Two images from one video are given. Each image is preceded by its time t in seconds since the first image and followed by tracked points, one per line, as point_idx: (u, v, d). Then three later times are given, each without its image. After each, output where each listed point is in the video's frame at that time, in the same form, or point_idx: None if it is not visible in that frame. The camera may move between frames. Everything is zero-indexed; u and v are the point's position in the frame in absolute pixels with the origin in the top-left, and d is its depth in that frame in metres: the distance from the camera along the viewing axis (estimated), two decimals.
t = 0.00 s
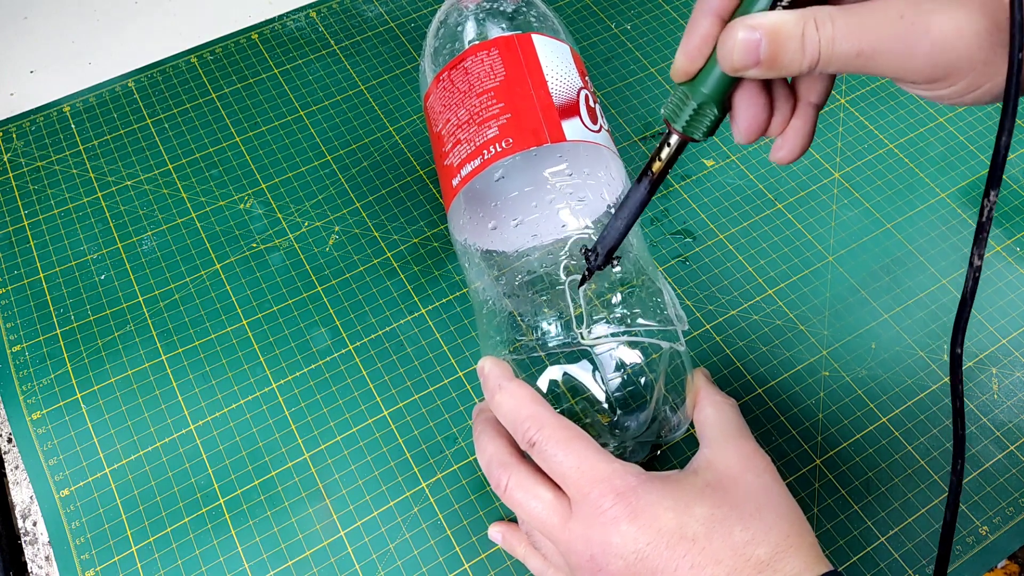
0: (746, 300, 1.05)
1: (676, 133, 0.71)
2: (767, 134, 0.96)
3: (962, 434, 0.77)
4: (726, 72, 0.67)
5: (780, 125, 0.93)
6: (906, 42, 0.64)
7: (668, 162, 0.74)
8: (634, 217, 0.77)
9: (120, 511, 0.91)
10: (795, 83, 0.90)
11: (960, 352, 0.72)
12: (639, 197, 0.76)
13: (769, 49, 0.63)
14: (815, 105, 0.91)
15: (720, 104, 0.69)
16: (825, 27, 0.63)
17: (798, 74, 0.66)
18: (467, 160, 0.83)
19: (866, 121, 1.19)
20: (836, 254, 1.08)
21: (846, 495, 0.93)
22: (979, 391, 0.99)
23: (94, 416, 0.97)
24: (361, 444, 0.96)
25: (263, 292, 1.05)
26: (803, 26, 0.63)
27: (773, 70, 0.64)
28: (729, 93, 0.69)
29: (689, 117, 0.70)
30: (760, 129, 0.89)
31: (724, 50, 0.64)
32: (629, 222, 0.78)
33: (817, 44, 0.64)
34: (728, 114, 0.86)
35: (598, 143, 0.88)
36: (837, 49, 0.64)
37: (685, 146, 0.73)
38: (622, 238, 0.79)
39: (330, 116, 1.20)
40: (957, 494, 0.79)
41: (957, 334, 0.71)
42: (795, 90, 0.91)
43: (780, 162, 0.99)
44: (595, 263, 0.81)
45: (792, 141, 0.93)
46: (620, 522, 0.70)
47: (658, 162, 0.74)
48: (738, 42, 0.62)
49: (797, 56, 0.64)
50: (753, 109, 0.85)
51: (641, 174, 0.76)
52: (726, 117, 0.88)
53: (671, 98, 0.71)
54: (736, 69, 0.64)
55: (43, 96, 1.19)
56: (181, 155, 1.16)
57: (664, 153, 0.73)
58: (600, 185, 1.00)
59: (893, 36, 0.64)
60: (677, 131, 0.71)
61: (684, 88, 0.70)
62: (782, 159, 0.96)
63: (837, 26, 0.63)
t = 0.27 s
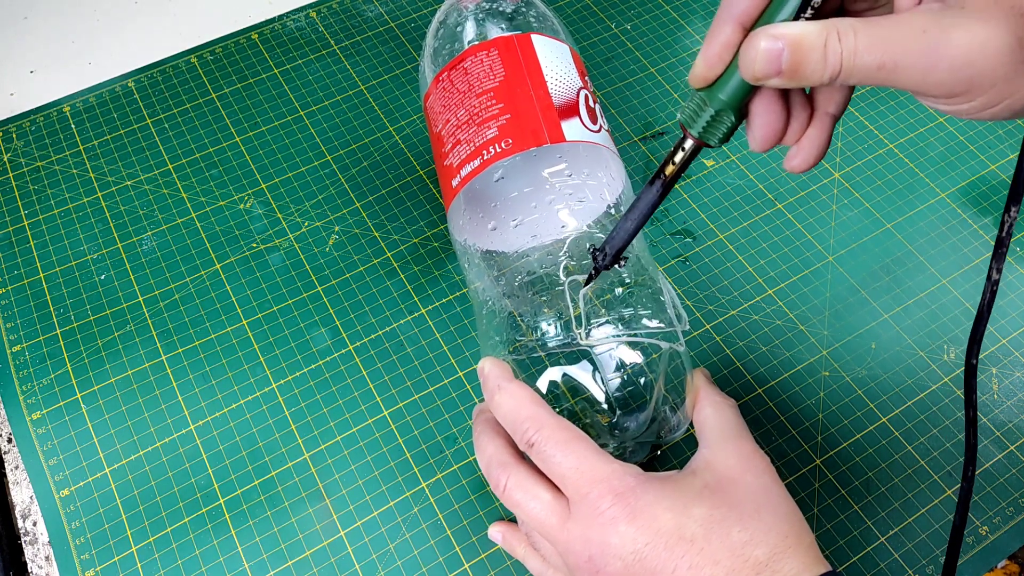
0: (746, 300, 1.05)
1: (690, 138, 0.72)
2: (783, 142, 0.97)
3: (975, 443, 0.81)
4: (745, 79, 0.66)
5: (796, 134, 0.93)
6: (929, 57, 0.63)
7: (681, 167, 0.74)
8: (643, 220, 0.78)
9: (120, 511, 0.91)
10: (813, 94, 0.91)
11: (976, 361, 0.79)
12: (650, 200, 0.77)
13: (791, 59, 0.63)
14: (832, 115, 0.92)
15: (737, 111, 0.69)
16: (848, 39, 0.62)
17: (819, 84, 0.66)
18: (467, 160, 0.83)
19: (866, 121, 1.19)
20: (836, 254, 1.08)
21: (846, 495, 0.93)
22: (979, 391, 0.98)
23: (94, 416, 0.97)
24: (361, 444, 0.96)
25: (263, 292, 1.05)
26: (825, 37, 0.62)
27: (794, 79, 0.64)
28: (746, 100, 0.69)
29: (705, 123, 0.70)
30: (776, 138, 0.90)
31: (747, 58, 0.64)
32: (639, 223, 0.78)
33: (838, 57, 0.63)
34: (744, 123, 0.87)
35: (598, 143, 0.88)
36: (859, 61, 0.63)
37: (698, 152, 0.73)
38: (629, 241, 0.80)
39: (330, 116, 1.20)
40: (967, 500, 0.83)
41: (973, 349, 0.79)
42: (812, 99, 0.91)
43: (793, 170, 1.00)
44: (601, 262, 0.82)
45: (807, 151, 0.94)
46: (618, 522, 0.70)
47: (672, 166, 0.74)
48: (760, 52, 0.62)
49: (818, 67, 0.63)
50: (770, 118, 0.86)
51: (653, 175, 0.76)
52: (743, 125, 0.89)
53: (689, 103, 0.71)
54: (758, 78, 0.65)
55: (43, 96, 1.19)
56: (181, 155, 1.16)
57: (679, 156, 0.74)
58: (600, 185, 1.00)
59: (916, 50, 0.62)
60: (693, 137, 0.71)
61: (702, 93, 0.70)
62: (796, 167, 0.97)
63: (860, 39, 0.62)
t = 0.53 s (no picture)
0: (746, 300, 1.05)
1: (707, 118, 0.72)
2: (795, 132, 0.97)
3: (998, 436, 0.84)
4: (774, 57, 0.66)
5: (810, 125, 0.94)
6: (963, 47, 0.64)
7: (693, 147, 0.75)
8: (650, 200, 0.78)
9: (120, 511, 0.91)
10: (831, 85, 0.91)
11: (1003, 357, 0.83)
12: (659, 181, 0.76)
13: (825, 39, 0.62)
14: (847, 110, 0.92)
15: (758, 94, 0.69)
16: (882, 24, 0.63)
17: (850, 69, 0.66)
18: (433, 172, 0.84)
19: (866, 121, 1.19)
20: (836, 254, 1.08)
21: (846, 495, 0.93)
22: (980, 390, 0.98)
23: (94, 416, 0.97)
24: (361, 444, 0.96)
25: (263, 292, 1.05)
26: (860, 20, 0.62)
27: (826, 62, 0.64)
28: (769, 79, 0.68)
29: (725, 103, 0.70)
30: (788, 125, 0.90)
31: (779, 37, 0.63)
32: (645, 204, 0.78)
33: (872, 41, 0.63)
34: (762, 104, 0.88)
35: (562, 144, 0.86)
36: (893, 47, 0.63)
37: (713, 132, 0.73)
38: (632, 222, 0.80)
39: (330, 116, 1.20)
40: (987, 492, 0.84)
41: (999, 340, 0.83)
42: (829, 91, 0.92)
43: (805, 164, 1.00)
44: (601, 244, 0.82)
45: (820, 143, 0.94)
46: (609, 531, 0.71)
47: (684, 147, 0.74)
48: (795, 29, 0.62)
49: (852, 50, 0.63)
50: (787, 102, 0.86)
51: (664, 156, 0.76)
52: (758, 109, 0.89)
53: (710, 82, 0.71)
54: (790, 57, 0.64)
55: (43, 96, 1.19)
56: (181, 155, 1.16)
57: (692, 137, 0.74)
58: (566, 189, 0.96)
59: (950, 39, 0.63)
60: (710, 116, 0.72)
61: (723, 73, 0.70)
62: (808, 159, 0.97)
63: (894, 24, 0.63)
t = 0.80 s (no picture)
0: (746, 300, 1.05)
1: (672, 146, 0.72)
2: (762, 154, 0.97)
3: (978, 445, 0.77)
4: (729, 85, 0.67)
5: (774, 149, 0.94)
6: (914, 73, 0.64)
7: (659, 175, 0.73)
8: (623, 226, 0.76)
9: (120, 511, 0.91)
10: (792, 106, 0.91)
11: (979, 366, 0.74)
12: (628, 208, 0.75)
13: (774, 65, 0.63)
14: (811, 130, 0.92)
15: (718, 121, 0.69)
16: (833, 50, 0.63)
17: (800, 96, 0.66)
18: (440, 171, 0.83)
19: (867, 121, 1.19)
20: (836, 254, 1.08)
21: (846, 495, 0.93)
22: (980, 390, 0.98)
23: (94, 416, 0.97)
24: (361, 444, 0.96)
25: (263, 292, 1.05)
26: (810, 46, 0.63)
27: (777, 88, 0.65)
28: (728, 109, 0.69)
29: (687, 130, 0.70)
30: (753, 151, 0.91)
31: (732, 62, 0.64)
32: (618, 230, 0.77)
33: (823, 67, 0.64)
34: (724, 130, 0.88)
35: (568, 144, 0.87)
36: (844, 72, 0.64)
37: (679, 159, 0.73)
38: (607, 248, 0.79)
39: (330, 116, 1.20)
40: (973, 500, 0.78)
41: (975, 351, 0.74)
42: (791, 113, 0.92)
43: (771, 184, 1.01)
44: (578, 270, 0.82)
45: (786, 165, 0.95)
46: (617, 527, 0.71)
47: (652, 173, 0.73)
48: (745, 56, 0.63)
49: (802, 76, 0.64)
50: (749, 127, 0.87)
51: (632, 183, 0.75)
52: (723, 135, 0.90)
53: (671, 110, 0.71)
54: (741, 84, 0.65)
55: (43, 96, 1.19)
56: (181, 155, 1.16)
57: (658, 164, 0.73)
58: (573, 188, 0.97)
59: (901, 65, 0.64)
60: (674, 144, 0.71)
61: (684, 100, 0.71)
62: (774, 181, 0.97)
63: (845, 51, 0.63)
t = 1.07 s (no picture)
0: (746, 300, 1.05)
1: (690, 148, 0.73)
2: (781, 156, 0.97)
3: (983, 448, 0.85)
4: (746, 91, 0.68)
5: (793, 150, 0.94)
6: (929, 77, 0.64)
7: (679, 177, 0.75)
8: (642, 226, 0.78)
9: (120, 511, 0.91)
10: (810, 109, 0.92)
11: (986, 369, 0.84)
12: (648, 209, 0.77)
13: (791, 71, 0.64)
14: (830, 132, 0.93)
15: (737, 124, 0.71)
16: (849, 54, 0.63)
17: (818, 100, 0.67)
18: (450, 168, 0.83)
19: (867, 121, 1.19)
20: (836, 254, 1.08)
21: (846, 495, 0.93)
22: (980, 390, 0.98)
23: (94, 416, 0.97)
24: (361, 444, 0.96)
25: (263, 292, 1.05)
26: (826, 51, 0.63)
27: (794, 92, 0.65)
28: (746, 113, 0.70)
29: (706, 134, 0.72)
30: (772, 153, 0.91)
31: (748, 68, 0.65)
32: (636, 231, 0.78)
33: (839, 71, 0.64)
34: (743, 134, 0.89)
35: (579, 144, 0.87)
36: (859, 77, 0.64)
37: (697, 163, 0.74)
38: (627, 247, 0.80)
39: (330, 116, 1.20)
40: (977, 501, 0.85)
41: (984, 354, 0.83)
42: (810, 116, 0.93)
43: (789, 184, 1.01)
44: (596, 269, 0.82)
45: (805, 166, 0.95)
46: (619, 526, 0.71)
47: (671, 175, 0.75)
48: (760, 62, 0.64)
49: (819, 81, 0.64)
50: (767, 131, 0.88)
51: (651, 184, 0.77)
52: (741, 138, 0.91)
53: (690, 115, 0.73)
54: (758, 89, 0.66)
55: (43, 96, 1.19)
56: (181, 155, 1.16)
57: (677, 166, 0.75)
58: (586, 188, 0.97)
59: (914, 69, 0.64)
60: (693, 147, 0.73)
61: (703, 105, 0.72)
62: (792, 182, 0.98)
63: (861, 55, 0.63)
